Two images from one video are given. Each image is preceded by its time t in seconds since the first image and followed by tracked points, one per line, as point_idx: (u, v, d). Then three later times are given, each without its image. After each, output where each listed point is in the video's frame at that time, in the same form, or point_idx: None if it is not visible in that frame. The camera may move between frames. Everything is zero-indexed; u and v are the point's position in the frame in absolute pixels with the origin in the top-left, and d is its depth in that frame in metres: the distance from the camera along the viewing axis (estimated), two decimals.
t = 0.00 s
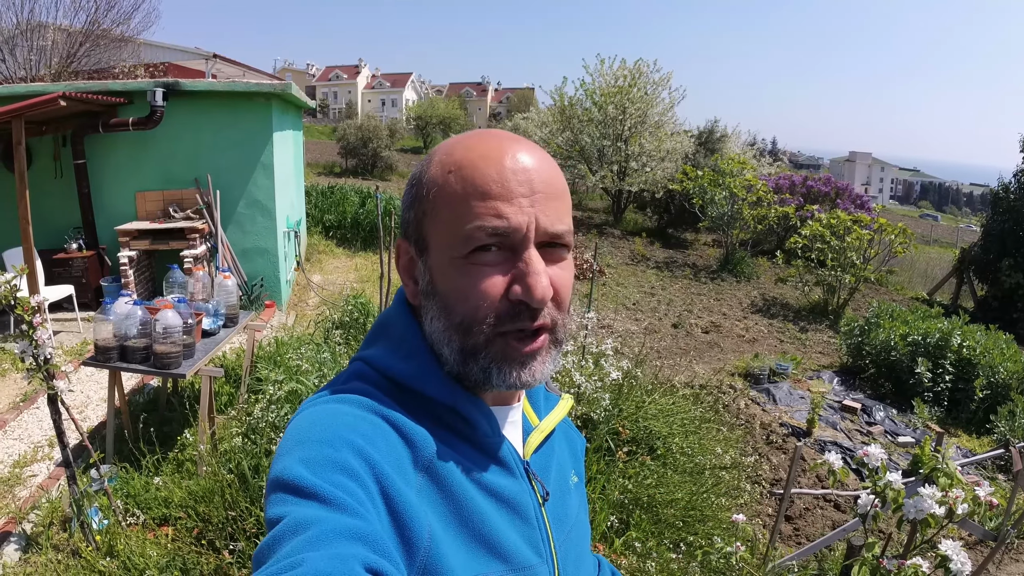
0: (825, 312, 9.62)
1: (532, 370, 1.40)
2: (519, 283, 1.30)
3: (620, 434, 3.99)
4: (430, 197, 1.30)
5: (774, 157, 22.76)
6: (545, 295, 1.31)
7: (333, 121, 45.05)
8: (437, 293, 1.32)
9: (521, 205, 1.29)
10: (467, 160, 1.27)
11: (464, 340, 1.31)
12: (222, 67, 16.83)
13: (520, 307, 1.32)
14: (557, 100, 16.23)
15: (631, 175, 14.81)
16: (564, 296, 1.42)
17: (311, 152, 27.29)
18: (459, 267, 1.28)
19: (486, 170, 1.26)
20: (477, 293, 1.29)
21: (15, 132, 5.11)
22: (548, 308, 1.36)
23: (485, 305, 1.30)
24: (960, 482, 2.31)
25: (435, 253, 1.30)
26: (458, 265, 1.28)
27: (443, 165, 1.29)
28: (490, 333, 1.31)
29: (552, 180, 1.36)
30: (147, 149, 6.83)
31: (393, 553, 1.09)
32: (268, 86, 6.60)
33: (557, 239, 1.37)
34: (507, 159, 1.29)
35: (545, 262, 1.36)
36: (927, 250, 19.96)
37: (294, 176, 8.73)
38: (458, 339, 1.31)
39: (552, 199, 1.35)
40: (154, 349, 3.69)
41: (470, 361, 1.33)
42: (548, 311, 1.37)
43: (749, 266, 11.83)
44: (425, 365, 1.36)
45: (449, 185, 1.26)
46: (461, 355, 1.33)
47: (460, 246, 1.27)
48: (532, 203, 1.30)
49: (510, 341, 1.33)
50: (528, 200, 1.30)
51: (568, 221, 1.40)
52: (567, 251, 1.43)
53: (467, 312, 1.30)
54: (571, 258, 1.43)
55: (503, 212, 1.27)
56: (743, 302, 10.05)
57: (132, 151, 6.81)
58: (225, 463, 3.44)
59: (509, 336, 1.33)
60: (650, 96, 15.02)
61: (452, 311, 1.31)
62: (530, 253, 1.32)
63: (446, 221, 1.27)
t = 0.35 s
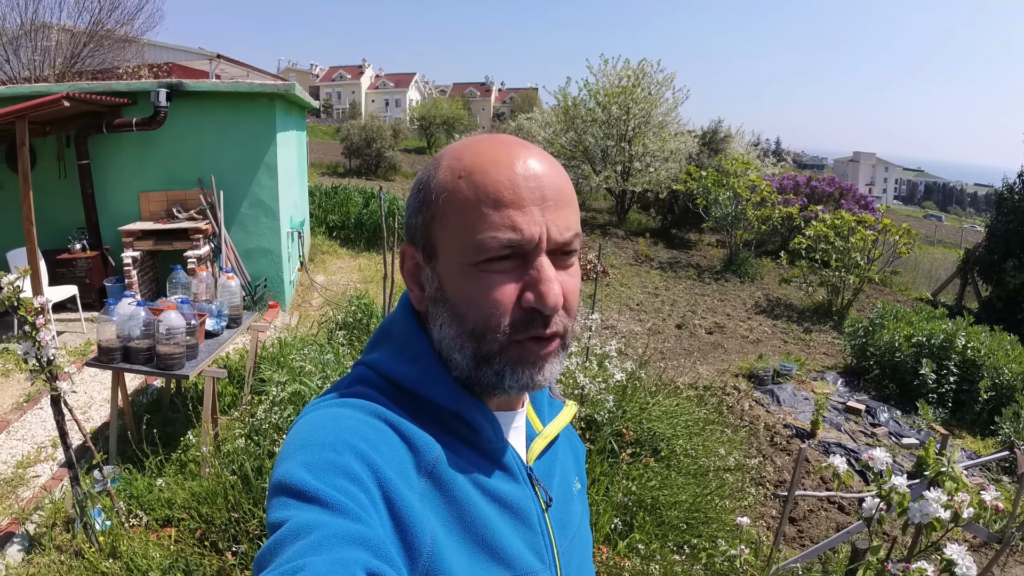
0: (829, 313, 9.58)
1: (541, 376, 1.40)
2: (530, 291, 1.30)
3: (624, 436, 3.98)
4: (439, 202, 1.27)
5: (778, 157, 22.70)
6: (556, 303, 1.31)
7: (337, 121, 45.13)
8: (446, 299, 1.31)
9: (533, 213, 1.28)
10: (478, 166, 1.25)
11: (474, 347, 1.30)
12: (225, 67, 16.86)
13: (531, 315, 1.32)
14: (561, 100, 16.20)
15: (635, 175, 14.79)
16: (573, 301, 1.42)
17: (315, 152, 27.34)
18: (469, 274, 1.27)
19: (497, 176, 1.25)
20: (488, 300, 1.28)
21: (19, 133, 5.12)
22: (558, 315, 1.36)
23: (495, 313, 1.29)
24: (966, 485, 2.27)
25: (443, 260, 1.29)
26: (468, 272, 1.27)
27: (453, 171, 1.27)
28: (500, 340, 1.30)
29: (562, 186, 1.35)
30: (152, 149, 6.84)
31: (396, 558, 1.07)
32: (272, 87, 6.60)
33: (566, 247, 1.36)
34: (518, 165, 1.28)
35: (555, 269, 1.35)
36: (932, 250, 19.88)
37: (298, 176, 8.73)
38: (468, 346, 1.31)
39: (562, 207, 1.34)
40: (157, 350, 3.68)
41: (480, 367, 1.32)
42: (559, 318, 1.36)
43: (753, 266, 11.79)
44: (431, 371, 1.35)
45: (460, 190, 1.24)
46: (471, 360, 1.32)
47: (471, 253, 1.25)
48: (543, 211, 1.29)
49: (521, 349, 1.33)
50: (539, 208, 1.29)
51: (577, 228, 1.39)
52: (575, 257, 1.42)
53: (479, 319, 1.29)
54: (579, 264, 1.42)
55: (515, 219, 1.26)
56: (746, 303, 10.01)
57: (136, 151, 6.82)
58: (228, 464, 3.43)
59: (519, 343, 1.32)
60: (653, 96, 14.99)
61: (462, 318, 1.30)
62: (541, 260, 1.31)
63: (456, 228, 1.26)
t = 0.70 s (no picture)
0: (833, 313, 9.54)
1: (541, 377, 1.40)
2: (533, 293, 1.29)
3: (627, 436, 3.97)
4: (441, 202, 1.26)
5: (782, 157, 22.63)
6: (559, 306, 1.31)
7: (341, 121, 45.20)
8: (447, 301, 1.30)
9: (537, 216, 1.28)
10: (482, 167, 1.24)
11: (476, 349, 1.30)
12: (229, 67, 16.90)
13: (533, 316, 1.31)
14: (565, 100, 16.18)
15: (639, 175, 14.76)
16: (573, 303, 1.42)
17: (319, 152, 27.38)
18: (471, 276, 1.26)
19: (501, 178, 1.24)
20: (491, 302, 1.27)
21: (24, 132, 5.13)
22: (560, 317, 1.36)
23: (498, 315, 1.28)
24: (971, 487, 2.25)
25: (445, 261, 1.27)
26: (471, 274, 1.26)
27: (455, 171, 1.26)
28: (503, 342, 1.30)
29: (564, 188, 1.34)
30: (156, 149, 6.85)
31: (392, 558, 1.07)
32: (276, 87, 6.61)
33: (568, 249, 1.36)
34: (521, 167, 1.27)
35: (557, 271, 1.35)
36: (937, 250, 19.79)
37: (302, 176, 8.74)
38: (470, 347, 1.30)
39: (564, 209, 1.34)
40: (161, 349, 3.69)
41: (481, 368, 1.32)
42: (561, 319, 1.36)
43: (757, 266, 11.75)
44: (430, 372, 1.34)
45: (463, 192, 1.23)
46: (472, 362, 1.31)
47: (474, 255, 1.24)
48: (547, 213, 1.29)
49: (523, 350, 1.33)
50: (543, 210, 1.28)
51: (578, 231, 1.39)
52: (575, 259, 1.42)
53: (482, 322, 1.28)
54: (578, 265, 1.43)
55: (520, 222, 1.25)
56: (750, 302, 9.98)
57: (140, 151, 6.84)
58: (231, 463, 3.44)
59: (521, 345, 1.32)
60: (657, 96, 14.96)
61: (464, 319, 1.29)
62: (544, 262, 1.30)
63: (459, 230, 1.24)
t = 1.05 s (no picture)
0: (836, 313, 9.50)
1: (542, 363, 1.40)
2: (534, 279, 1.30)
3: (631, 433, 3.97)
4: (441, 190, 1.26)
5: (786, 158, 22.59)
6: (561, 292, 1.31)
7: (344, 121, 45.25)
8: (448, 288, 1.30)
9: (538, 202, 1.28)
10: (482, 154, 1.25)
11: (476, 336, 1.29)
12: (232, 66, 16.94)
13: (535, 303, 1.32)
14: (568, 100, 16.17)
15: (642, 175, 14.76)
16: (574, 290, 1.43)
17: (322, 151, 27.42)
18: (471, 263, 1.26)
19: (501, 164, 1.24)
20: (492, 289, 1.27)
21: (28, 130, 5.15)
22: (561, 303, 1.36)
23: (499, 302, 1.28)
24: (976, 482, 2.24)
25: (445, 248, 1.28)
26: (471, 261, 1.26)
27: (455, 158, 1.26)
28: (504, 329, 1.30)
29: (564, 174, 1.35)
30: (159, 147, 6.87)
31: (389, 544, 1.07)
32: (279, 85, 6.61)
33: (568, 236, 1.37)
34: (521, 152, 1.27)
35: (558, 257, 1.35)
36: (941, 250, 19.71)
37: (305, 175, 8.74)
38: (470, 335, 1.30)
39: (565, 195, 1.34)
40: (164, 346, 3.69)
41: (481, 356, 1.32)
42: (562, 305, 1.37)
43: (760, 266, 11.72)
44: (431, 359, 1.34)
45: (463, 179, 1.23)
46: (472, 350, 1.31)
47: (474, 241, 1.24)
48: (547, 199, 1.30)
49: (524, 337, 1.33)
50: (544, 196, 1.29)
51: (578, 217, 1.39)
52: (575, 246, 1.42)
53: (482, 308, 1.28)
54: (579, 252, 1.43)
55: (520, 208, 1.25)
56: (754, 302, 9.96)
57: (144, 149, 6.86)
58: (235, 460, 3.45)
59: (521, 331, 1.32)
60: (661, 96, 14.94)
61: (465, 306, 1.29)
62: (545, 248, 1.31)
63: (460, 217, 1.25)
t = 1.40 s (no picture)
0: (846, 315, 9.37)
1: (531, 370, 1.35)
2: (517, 279, 1.25)
3: (640, 438, 3.89)
4: (427, 198, 1.26)
5: (794, 159, 22.43)
6: (545, 292, 1.27)
7: (353, 122, 45.40)
8: (434, 294, 1.27)
9: (519, 203, 1.25)
10: (464, 160, 1.24)
11: (464, 341, 1.26)
12: (241, 66, 17.00)
13: (519, 305, 1.27)
14: (577, 101, 16.11)
15: (651, 176, 14.68)
16: (565, 294, 1.37)
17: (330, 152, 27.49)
18: (455, 266, 1.24)
19: (482, 168, 1.23)
20: (474, 291, 1.23)
21: (37, 130, 5.16)
22: (548, 306, 1.31)
23: (484, 305, 1.24)
24: (991, 492, 2.17)
25: (433, 255, 1.26)
26: (456, 265, 1.24)
27: (439, 168, 1.26)
28: (489, 332, 1.26)
29: (550, 178, 1.33)
30: (168, 148, 6.88)
31: (391, 562, 1.03)
32: (288, 87, 6.61)
33: (553, 238, 1.32)
34: (503, 156, 1.26)
35: (544, 260, 1.31)
36: (951, 253, 19.50)
37: (314, 176, 8.74)
38: (456, 340, 1.26)
39: (549, 197, 1.31)
40: (172, 348, 3.67)
41: (470, 362, 1.28)
42: (548, 307, 1.32)
43: (769, 268, 11.61)
44: (422, 369, 1.31)
45: (445, 184, 1.23)
46: (461, 356, 1.27)
47: (456, 244, 1.22)
48: (529, 200, 1.27)
49: (512, 340, 1.28)
50: (524, 197, 1.26)
51: (564, 219, 1.35)
52: (564, 249, 1.38)
53: (466, 311, 1.24)
54: (570, 256, 1.39)
55: (501, 208, 1.23)
56: (763, 305, 9.86)
57: (152, 151, 6.88)
58: (242, 464, 3.42)
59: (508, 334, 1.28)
60: (670, 97, 14.85)
61: (450, 311, 1.26)
62: (528, 249, 1.27)
63: (442, 221, 1.23)
